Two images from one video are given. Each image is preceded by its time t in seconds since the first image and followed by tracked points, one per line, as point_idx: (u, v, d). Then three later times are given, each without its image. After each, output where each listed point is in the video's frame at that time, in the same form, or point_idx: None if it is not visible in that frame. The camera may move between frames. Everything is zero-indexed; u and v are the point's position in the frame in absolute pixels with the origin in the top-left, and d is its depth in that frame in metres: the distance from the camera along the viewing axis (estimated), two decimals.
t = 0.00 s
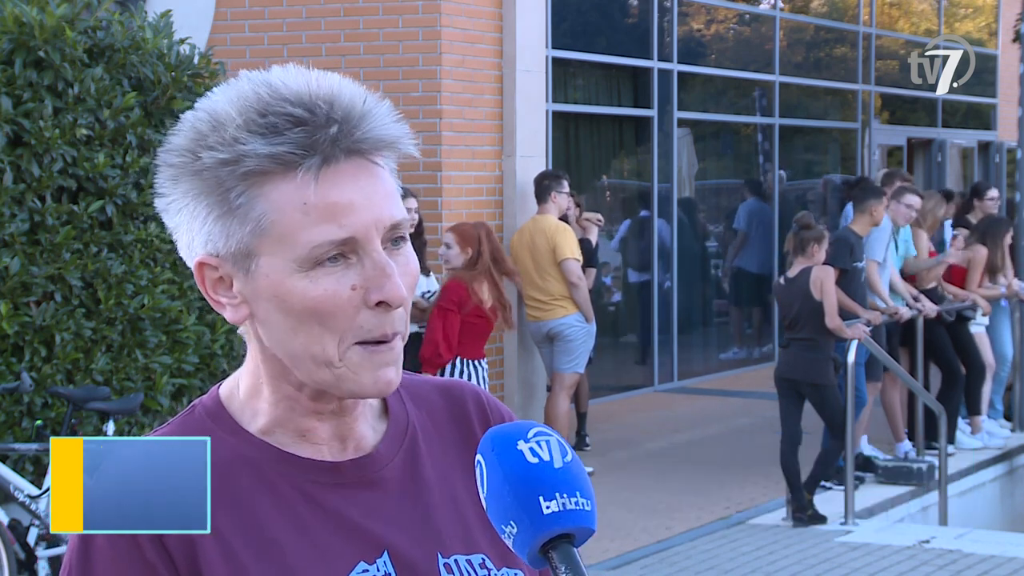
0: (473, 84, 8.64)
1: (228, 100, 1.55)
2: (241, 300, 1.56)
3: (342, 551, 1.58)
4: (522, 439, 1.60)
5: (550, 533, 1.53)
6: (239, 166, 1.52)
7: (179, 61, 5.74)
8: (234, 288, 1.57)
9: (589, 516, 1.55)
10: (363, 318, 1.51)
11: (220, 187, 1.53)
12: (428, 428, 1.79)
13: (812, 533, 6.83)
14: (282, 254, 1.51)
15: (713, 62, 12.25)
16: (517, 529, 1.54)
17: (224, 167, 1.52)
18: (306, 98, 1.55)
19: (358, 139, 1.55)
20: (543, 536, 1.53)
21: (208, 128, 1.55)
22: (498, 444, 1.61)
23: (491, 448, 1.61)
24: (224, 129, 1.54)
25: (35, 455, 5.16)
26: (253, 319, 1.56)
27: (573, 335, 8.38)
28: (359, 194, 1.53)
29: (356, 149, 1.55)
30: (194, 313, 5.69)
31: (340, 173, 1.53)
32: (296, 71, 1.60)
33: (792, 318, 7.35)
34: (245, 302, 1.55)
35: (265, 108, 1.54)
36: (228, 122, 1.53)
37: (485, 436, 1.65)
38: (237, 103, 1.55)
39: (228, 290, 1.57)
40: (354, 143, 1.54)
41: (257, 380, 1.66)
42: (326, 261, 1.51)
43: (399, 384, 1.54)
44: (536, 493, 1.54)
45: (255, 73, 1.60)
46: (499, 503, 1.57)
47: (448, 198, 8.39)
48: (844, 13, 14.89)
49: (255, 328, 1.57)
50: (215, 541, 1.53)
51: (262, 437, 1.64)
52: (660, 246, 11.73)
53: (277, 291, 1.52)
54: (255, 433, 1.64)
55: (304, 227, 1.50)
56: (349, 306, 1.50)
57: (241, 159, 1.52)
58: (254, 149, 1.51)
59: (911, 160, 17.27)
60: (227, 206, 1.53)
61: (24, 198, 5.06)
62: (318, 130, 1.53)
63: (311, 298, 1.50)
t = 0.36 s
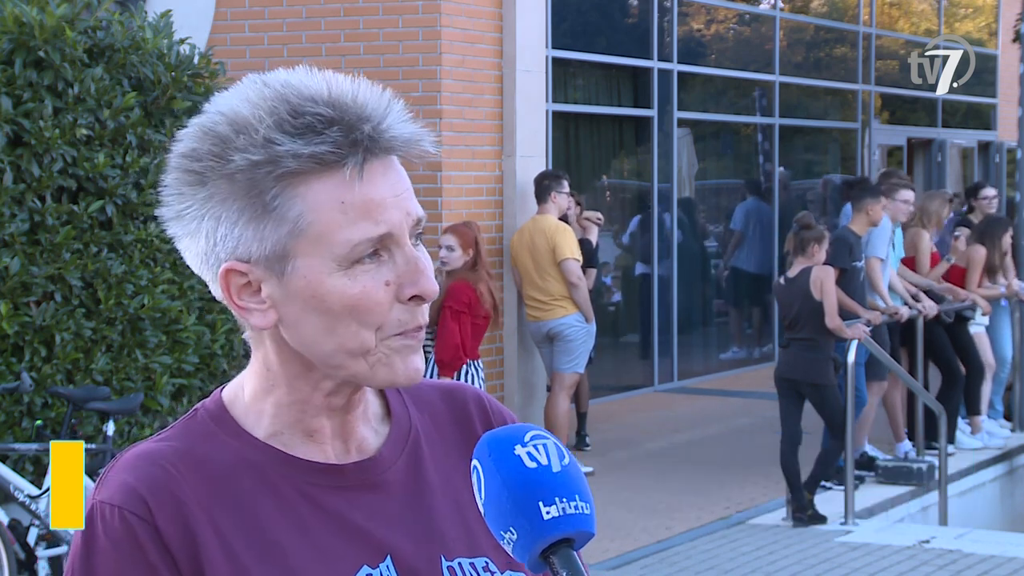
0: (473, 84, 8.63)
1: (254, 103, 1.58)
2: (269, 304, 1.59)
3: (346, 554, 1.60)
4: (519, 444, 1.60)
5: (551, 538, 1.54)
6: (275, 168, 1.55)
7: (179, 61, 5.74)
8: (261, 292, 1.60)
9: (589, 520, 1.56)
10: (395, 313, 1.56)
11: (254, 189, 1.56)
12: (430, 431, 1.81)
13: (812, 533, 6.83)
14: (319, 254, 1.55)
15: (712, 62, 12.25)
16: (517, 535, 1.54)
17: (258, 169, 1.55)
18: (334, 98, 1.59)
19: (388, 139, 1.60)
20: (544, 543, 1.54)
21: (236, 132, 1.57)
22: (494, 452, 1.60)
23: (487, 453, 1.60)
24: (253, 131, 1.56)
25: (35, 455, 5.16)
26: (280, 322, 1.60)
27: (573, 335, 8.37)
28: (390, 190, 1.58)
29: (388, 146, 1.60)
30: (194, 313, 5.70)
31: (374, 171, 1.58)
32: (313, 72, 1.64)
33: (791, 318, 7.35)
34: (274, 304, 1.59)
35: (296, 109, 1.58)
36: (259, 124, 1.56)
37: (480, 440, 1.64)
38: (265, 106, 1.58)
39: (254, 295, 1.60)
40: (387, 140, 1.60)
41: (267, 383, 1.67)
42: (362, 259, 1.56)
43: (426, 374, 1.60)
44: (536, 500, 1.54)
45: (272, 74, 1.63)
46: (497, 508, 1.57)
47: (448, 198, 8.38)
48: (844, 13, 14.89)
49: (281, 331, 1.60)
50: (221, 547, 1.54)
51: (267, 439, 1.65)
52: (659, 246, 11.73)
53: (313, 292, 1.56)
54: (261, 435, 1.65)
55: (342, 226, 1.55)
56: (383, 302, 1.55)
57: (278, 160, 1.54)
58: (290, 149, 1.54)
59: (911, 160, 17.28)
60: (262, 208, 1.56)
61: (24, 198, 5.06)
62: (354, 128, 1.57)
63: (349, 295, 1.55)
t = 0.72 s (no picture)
0: (473, 84, 8.63)
1: (259, 100, 1.60)
2: (263, 301, 1.61)
3: (350, 556, 1.60)
4: (526, 457, 1.60)
5: (559, 551, 1.54)
6: (272, 166, 1.56)
7: (179, 61, 5.74)
8: (256, 289, 1.61)
9: (596, 532, 1.57)
10: (387, 316, 1.57)
11: (251, 186, 1.57)
12: (434, 432, 1.81)
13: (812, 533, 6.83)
14: (313, 254, 1.56)
15: (712, 62, 12.25)
16: (524, 549, 1.55)
17: (256, 166, 1.57)
18: (337, 99, 1.61)
19: (390, 142, 1.61)
20: (551, 557, 1.54)
21: (239, 128, 1.59)
22: (500, 465, 1.61)
23: (493, 466, 1.60)
24: (254, 128, 1.58)
25: (35, 455, 5.14)
26: (274, 319, 1.62)
27: (573, 335, 8.37)
28: (387, 194, 1.59)
29: (388, 150, 1.61)
30: (194, 313, 5.70)
31: (371, 175, 1.59)
32: (321, 72, 1.66)
33: (791, 318, 7.34)
34: (268, 302, 1.60)
35: (298, 109, 1.59)
36: (260, 122, 1.58)
37: (486, 452, 1.65)
38: (269, 104, 1.59)
39: (249, 290, 1.62)
40: (387, 144, 1.61)
41: (268, 382, 1.68)
42: (355, 261, 1.57)
43: (414, 381, 1.61)
44: (541, 514, 1.54)
45: (280, 72, 1.65)
46: (503, 522, 1.57)
47: (448, 198, 8.38)
48: (844, 13, 14.89)
49: (275, 328, 1.62)
50: (226, 548, 1.54)
51: (270, 439, 1.66)
52: (659, 245, 11.72)
53: (306, 291, 1.57)
54: (264, 435, 1.66)
55: (338, 228, 1.56)
56: (375, 304, 1.56)
57: (275, 158, 1.56)
58: (288, 148, 1.56)
59: (911, 160, 17.28)
60: (258, 205, 1.57)
61: (24, 198, 5.06)
62: (353, 131, 1.59)
63: (341, 296, 1.56)
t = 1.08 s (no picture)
0: (473, 84, 8.63)
1: (262, 100, 1.60)
2: (253, 300, 1.62)
3: (350, 557, 1.60)
4: (530, 466, 1.60)
5: (563, 561, 1.54)
6: (265, 170, 1.57)
7: (179, 61, 5.74)
8: (247, 288, 1.62)
9: (600, 543, 1.56)
10: (374, 325, 1.57)
11: (244, 187, 1.58)
12: (432, 432, 1.81)
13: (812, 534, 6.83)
14: (300, 258, 1.57)
15: (712, 62, 12.25)
16: (528, 558, 1.54)
17: (250, 168, 1.57)
18: (341, 106, 1.60)
19: (388, 154, 1.61)
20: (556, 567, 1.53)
21: (241, 126, 1.60)
22: (506, 474, 1.61)
23: (498, 475, 1.60)
24: (254, 129, 1.58)
25: (34, 455, 5.14)
26: (263, 318, 1.63)
27: (573, 335, 8.36)
28: (381, 206, 1.59)
29: (385, 164, 1.60)
30: (194, 313, 5.70)
31: (363, 188, 1.58)
32: (332, 73, 1.65)
33: (791, 318, 7.34)
34: (257, 302, 1.61)
35: (299, 114, 1.59)
36: (261, 123, 1.58)
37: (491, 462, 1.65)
38: (273, 105, 1.59)
39: (241, 288, 1.63)
40: (384, 158, 1.60)
41: (266, 383, 1.68)
42: (343, 267, 1.57)
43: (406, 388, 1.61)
44: (545, 524, 1.54)
45: (291, 71, 1.65)
46: (508, 531, 1.57)
47: (448, 198, 8.38)
48: (844, 12, 14.88)
49: (266, 327, 1.63)
50: (225, 547, 1.54)
51: (268, 440, 1.65)
52: (659, 245, 11.72)
53: (292, 295, 1.58)
54: (263, 436, 1.65)
55: (326, 234, 1.56)
56: (362, 311, 1.56)
57: (270, 163, 1.56)
58: (284, 155, 1.56)
59: (911, 160, 17.28)
60: (250, 207, 1.58)
61: (24, 198, 5.06)
62: (351, 142, 1.58)
63: (326, 303, 1.56)
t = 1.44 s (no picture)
0: (473, 84, 8.64)
1: (232, 99, 1.60)
2: (238, 298, 1.63)
3: (352, 559, 1.60)
4: (524, 466, 1.60)
5: (556, 561, 1.53)
6: (240, 168, 1.58)
7: (179, 61, 5.75)
8: (232, 285, 1.63)
9: (595, 541, 1.55)
10: (360, 316, 1.58)
11: (222, 186, 1.59)
12: (433, 433, 1.81)
13: (812, 534, 6.83)
14: (279, 252, 1.57)
15: (712, 62, 12.25)
16: (522, 558, 1.53)
17: (226, 167, 1.58)
18: (311, 100, 1.61)
19: (362, 144, 1.61)
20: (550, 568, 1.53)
21: (213, 126, 1.60)
22: (498, 474, 1.61)
23: (492, 475, 1.60)
24: (227, 128, 1.59)
25: (34, 456, 5.13)
26: (251, 317, 1.63)
27: (573, 335, 8.35)
28: (357, 196, 1.59)
29: (358, 154, 1.61)
30: (193, 313, 5.71)
31: (337, 176, 1.59)
32: (303, 69, 1.66)
33: (791, 318, 7.33)
34: (243, 300, 1.62)
35: (271, 110, 1.59)
36: (232, 122, 1.59)
37: (484, 463, 1.65)
38: (242, 103, 1.60)
39: (226, 287, 1.64)
40: (357, 148, 1.60)
41: (263, 384, 1.68)
42: (325, 261, 1.58)
43: (397, 380, 1.60)
44: (539, 523, 1.54)
45: (262, 69, 1.65)
46: (499, 531, 1.56)
47: (448, 198, 8.39)
48: (844, 12, 14.88)
49: (252, 324, 1.63)
50: (227, 550, 1.54)
51: (268, 442, 1.65)
52: (659, 245, 11.72)
53: (275, 289, 1.58)
54: (263, 436, 1.66)
55: (304, 227, 1.57)
56: (345, 303, 1.57)
57: (244, 160, 1.57)
58: (257, 151, 1.57)
59: (911, 160, 17.29)
60: (228, 206, 1.59)
61: (24, 198, 5.06)
62: (322, 134, 1.59)
63: (308, 295, 1.57)
